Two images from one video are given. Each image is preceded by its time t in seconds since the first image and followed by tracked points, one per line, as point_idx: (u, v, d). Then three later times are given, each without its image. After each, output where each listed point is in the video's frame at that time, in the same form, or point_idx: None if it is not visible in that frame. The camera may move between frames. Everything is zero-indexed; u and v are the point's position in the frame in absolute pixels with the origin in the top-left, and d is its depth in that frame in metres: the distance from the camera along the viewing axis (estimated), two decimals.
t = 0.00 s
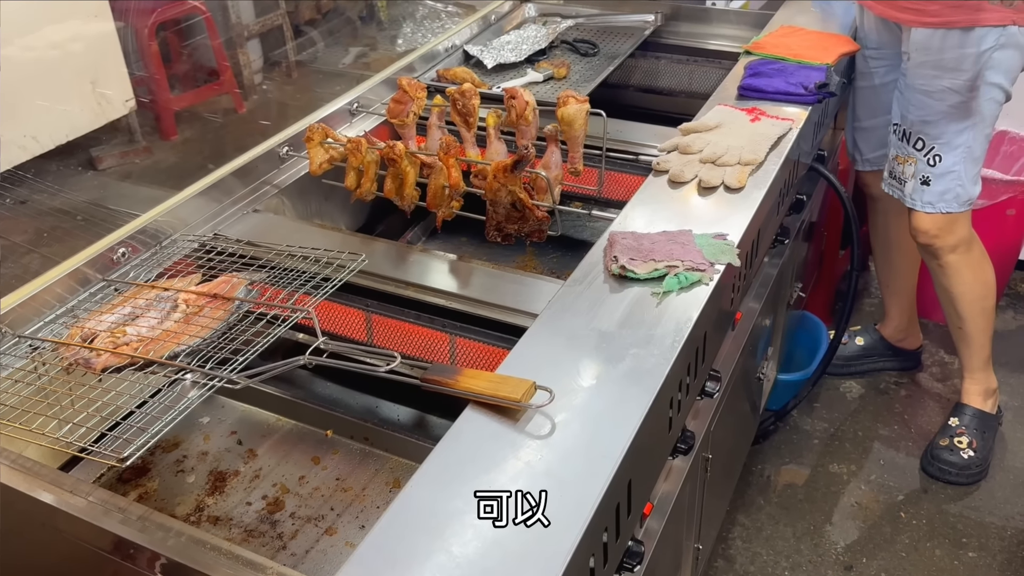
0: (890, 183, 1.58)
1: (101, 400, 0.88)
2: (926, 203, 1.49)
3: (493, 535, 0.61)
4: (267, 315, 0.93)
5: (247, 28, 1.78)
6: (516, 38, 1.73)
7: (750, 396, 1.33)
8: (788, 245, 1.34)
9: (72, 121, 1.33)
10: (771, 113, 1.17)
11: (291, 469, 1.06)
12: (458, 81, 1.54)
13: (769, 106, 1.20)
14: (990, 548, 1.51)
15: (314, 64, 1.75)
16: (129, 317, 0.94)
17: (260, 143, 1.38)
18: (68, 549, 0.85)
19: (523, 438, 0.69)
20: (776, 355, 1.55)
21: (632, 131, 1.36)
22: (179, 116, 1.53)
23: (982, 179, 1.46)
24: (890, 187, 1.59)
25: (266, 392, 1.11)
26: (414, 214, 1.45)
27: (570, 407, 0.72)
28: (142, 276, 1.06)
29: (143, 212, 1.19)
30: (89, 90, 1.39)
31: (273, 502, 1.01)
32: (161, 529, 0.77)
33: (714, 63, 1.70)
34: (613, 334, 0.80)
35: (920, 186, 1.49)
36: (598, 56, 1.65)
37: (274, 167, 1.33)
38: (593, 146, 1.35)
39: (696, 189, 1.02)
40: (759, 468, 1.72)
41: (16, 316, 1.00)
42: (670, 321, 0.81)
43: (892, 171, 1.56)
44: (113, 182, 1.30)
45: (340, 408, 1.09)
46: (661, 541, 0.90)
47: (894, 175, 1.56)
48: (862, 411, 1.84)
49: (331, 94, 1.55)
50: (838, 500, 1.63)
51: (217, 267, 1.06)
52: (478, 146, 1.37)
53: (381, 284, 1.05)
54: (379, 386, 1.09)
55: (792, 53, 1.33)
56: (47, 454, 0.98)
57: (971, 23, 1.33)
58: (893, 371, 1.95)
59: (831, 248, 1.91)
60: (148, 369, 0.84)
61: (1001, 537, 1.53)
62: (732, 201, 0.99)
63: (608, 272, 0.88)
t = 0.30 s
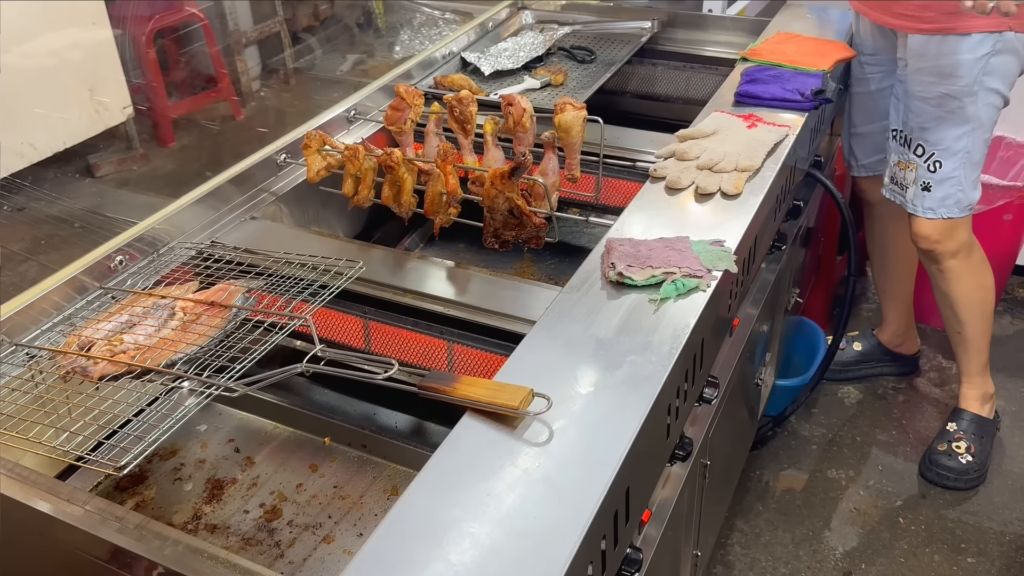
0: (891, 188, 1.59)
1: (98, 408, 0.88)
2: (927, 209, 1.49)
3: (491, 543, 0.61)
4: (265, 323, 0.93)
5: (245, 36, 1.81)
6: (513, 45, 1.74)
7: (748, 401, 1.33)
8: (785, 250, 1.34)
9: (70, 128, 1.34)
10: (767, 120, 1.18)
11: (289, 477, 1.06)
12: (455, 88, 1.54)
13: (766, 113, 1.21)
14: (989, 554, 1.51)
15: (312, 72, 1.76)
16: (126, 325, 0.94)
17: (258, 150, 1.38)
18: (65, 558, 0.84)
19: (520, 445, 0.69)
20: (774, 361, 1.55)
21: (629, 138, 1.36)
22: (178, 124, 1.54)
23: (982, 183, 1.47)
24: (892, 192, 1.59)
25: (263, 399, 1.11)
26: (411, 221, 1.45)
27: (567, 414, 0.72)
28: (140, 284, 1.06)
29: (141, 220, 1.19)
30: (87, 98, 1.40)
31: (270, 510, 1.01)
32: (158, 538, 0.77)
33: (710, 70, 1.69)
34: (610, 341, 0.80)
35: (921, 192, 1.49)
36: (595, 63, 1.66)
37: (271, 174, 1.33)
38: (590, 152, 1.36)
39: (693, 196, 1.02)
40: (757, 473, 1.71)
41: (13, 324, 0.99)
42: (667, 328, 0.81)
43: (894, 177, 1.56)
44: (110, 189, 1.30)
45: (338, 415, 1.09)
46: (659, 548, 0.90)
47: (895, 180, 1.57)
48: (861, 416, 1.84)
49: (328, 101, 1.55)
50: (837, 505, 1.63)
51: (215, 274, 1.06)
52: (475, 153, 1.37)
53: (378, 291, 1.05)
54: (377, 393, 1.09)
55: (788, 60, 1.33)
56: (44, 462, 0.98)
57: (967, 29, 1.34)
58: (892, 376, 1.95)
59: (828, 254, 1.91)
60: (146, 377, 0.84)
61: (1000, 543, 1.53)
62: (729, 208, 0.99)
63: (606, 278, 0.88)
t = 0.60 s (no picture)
0: (883, 199, 1.59)
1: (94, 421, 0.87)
2: (922, 219, 1.50)
3: (490, 555, 0.61)
4: (262, 335, 0.93)
5: (240, 48, 1.76)
6: (509, 57, 1.75)
7: (746, 410, 1.33)
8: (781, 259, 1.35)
9: (67, 142, 1.31)
10: (763, 130, 1.18)
11: (286, 490, 1.05)
12: (451, 100, 1.55)
13: (762, 123, 1.21)
14: (989, 563, 1.51)
15: (309, 84, 1.77)
16: (122, 337, 0.94)
17: (254, 162, 1.38)
18: (60, 573, 0.84)
19: (519, 456, 0.69)
20: (771, 370, 1.55)
21: (625, 148, 1.37)
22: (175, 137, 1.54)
23: (976, 195, 1.48)
24: (884, 203, 1.59)
25: (260, 411, 1.10)
26: (408, 232, 1.46)
27: (566, 425, 0.72)
28: (136, 296, 1.06)
29: (137, 232, 1.19)
30: (83, 111, 1.36)
31: (267, 523, 1.01)
32: (155, 552, 0.76)
33: (704, 81, 1.71)
34: (609, 351, 0.80)
35: (915, 203, 1.50)
36: (591, 74, 1.67)
37: (268, 186, 1.33)
38: (587, 163, 1.36)
39: (690, 206, 1.02)
40: (755, 484, 1.71)
41: (8, 336, 0.99)
42: (665, 338, 0.81)
43: (887, 187, 1.56)
44: (106, 202, 1.30)
45: (335, 427, 1.08)
46: (659, 559, 0.90)
47: (889, 191, 1.57)
48: (859, 425, 1.84)
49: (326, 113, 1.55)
50: (836, 515, 1.62)
51: (212, 286, 1.06)
52: (472, 164, 1.37)
53: (375, 302, 1.04)
54: (374, 405, 1.08)
55: (783, 70, 1.34)
56: (40, 476, 0.98)
57: (959, 43, 1.35)
58: (889, 385, 1.95)
59: (824, 263, 1.91)
60: (142, 389, 0.84)
61: (999, 552, 1.53)
62: (726, 218, 0.99)
63: (603, 288, 0.88)
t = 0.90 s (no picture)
0: (875, 214, 1.60)
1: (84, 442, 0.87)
2: (913, 236, 1.51)
3: None
4: (254, 354, 0.92)
5: (231, 66, 1.77)
6: (500, 75, 1.75)
7: (741, 424, 1.33)
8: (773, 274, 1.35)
9: (58, 159, 1.30)
10: (754, 146, 1.18)
11: (278, 510, 1.04)
12: (443, 117, 1.55)
13: (752, 139, 1.21)
14: None
15: (300, 102, 1.78)
16: (112, 357, 0.93)
17: (246, 181, 1.38)
18: None
19: (514, 475, 0.69)
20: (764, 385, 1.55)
21: (616, 165, 1.37)
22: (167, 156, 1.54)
23: (967, 213, 1.49)
24: (877, 219, 1.60)
25: (252, 431, 1.09)
26: (401, 249, 1.45)
27: (559, 443, 0.71)
28: (127, 316, 1.05)
29: (128, 251, 1.18)
30: (74, 130, 1.35)
31: (259, 544, 0.99)
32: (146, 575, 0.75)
33: (695, 97, 1.71)
34: (603, 367, 0.80)
35: (906, 220, 1.51)
36: (581, 91, 1.68)
37: (260, 205, 1.33)
38: (579, 179, 1.37)
39: (682, 222, 1.03)
40: (750, 500, 1.70)
41: None
42: (659, 353, 0.81)
43: (879, 204, 1.57)
44: (97, 221, 1.30)
45: (327, 446, 1.07)
46: None
47: (880, 207, 1.58)
48: (853, 440, 1.84)
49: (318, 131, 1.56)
50: (831, 530, 1.62)
51: (203, 305, 1.06)
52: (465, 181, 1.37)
53: (368, 320, 1.04)
54: (367, 423, 1.07)
55: (773, 87, 1.35)
56: (29, 499, 0.97)
57: (945, 63, 1.35)
58: (882, 399, 1.95)
59: (816, 277, 1.92)
60: (133, 409, 0.83)
61: (995, 566, 1.52)
62: (718, 234, 1.00)
63: (597, 304, 0.88)
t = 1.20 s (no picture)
0: (870, 247, 1.62)
1: (65, 480, 0.87)
2: (913, 265, 1.53)
3: None
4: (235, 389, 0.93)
5: (217, 96, 1.87)
6: (483, 106, 1.77)
7: (726, 451, 1.33)
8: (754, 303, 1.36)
9: (41, 189, 1.28)
10: (732, 178, 1.20)
11: (261, 546, 1.03)
12: (427, 149, 1.57)
13: (731, 171, 1.23)
14: None
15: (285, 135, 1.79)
16: (94, 395, 0.93)
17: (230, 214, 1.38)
18: None
19: (496, 512, 0.69)
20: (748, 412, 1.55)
21: (598, 196, 1.39)
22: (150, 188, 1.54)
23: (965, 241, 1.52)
24: (872, 250, 1.62)
25: (234, 466, 1.08)
26: (385, 280, 1.45)
27: (542, 478, 0.71)
28: (109, 352, 1.04)
29: (112, 285, 1.18)
30: (57, 160, 1.31)
31: None
32: None
33: (675, 127, 1.76)
34: (586, 401, 0.80)
35: (905, 250, 1.53)
36: (564, 122, 1.70)
37: (242, 238, 1.33)
38: (561, 210, 1.38)
39: (663, 253, 1.04)
40: (736, 527, 1.70)
41: None
42: (641, 386, 0.82)
43: (874, 235, 1.60)
44: (79, 254, 1.31)
45: (310, 481, 1.06)
46: None
47: (876, 239, 1.60)
48: (837, 465, 1.85)
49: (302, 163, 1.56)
50: (816, 557, 1.62)
51: (186, 339, 1.06)
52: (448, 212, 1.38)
53: (351, 354, 1.04)
54: (351, 457, 1.07)
55: (750, 119, 1.37)
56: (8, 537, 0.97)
57: (944, 99, 1.40)
58: (866, 425, 1.96)
59: (798, 304, 1.94)
60: (114, 448, 0.84)
61: None
62: (698, 266, 1.01)
63: (579, 337, 0.89)
